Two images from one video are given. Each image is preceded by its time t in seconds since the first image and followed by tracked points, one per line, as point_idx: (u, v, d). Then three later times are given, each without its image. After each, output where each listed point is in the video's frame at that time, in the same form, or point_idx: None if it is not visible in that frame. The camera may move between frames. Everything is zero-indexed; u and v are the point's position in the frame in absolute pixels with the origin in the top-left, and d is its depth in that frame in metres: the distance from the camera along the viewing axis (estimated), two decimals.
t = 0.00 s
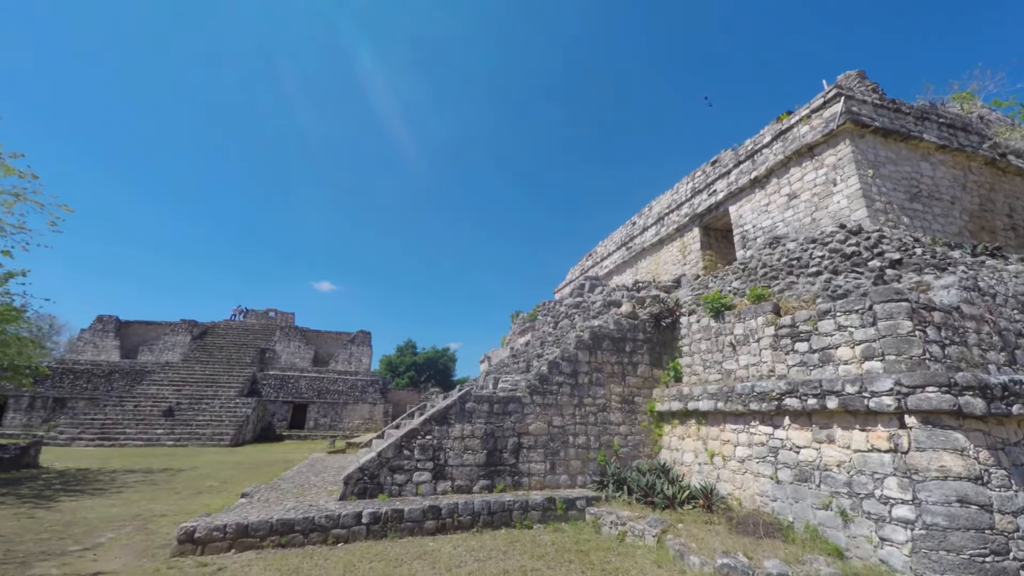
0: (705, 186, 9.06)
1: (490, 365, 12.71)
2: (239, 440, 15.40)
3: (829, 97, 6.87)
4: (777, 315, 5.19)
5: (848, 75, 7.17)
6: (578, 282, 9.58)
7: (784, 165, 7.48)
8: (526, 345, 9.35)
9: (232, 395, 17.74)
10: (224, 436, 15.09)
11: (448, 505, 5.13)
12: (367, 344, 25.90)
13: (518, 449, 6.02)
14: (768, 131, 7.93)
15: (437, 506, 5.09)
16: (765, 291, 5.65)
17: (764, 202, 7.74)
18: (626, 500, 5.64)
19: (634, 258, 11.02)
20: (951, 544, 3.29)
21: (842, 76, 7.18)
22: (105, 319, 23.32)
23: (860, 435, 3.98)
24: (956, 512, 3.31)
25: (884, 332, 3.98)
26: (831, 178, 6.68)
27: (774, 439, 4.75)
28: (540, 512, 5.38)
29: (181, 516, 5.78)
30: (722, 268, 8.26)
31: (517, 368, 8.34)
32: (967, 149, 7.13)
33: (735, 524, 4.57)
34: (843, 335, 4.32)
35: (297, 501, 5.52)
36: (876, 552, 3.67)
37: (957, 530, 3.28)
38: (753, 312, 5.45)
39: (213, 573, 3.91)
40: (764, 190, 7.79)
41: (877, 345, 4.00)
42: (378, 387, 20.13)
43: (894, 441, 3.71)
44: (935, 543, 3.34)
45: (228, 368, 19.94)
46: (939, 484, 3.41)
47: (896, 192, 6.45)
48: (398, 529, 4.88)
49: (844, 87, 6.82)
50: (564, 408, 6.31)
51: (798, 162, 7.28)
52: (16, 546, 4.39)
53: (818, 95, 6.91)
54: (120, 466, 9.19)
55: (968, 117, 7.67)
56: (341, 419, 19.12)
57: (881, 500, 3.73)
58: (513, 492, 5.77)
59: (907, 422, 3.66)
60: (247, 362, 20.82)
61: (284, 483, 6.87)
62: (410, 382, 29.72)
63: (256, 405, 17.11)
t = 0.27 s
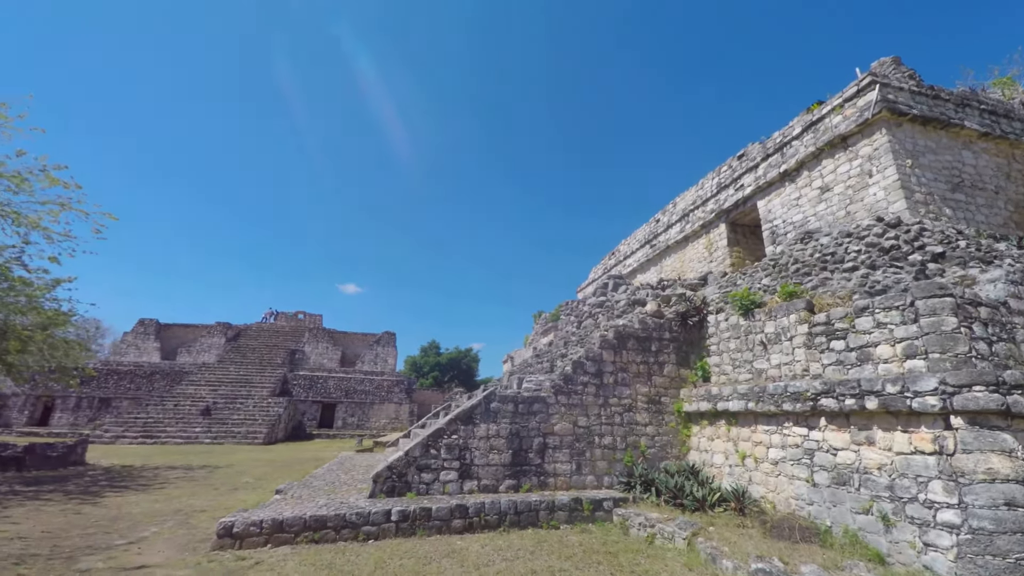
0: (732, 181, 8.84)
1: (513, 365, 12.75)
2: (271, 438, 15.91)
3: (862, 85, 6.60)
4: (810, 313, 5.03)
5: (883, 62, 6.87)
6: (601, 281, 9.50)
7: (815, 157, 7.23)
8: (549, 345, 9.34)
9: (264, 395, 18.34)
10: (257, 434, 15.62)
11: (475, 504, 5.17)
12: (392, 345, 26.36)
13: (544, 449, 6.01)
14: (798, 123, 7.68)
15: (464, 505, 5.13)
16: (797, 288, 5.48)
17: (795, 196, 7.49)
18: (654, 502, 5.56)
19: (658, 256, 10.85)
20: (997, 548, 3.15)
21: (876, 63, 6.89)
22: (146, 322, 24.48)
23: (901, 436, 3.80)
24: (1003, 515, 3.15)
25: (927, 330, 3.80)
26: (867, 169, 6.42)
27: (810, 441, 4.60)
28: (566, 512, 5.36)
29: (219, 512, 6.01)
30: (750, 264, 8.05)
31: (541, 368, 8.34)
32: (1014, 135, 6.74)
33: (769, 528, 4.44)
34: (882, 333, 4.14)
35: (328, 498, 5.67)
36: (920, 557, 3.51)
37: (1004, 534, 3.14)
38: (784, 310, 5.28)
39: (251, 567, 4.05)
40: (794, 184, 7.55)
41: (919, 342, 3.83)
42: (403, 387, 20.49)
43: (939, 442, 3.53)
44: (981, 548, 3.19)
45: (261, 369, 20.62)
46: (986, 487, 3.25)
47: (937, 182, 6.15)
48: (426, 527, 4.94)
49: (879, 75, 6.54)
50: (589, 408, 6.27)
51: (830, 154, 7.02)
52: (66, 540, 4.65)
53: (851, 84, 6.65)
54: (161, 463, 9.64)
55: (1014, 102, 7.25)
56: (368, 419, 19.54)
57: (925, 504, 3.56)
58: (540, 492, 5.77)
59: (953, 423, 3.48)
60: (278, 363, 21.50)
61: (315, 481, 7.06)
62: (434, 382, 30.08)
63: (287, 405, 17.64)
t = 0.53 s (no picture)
0: (761, 175, 8.58)
1: (538, 365, 12.74)
2: (304, 436, 16.40)
3: (900, 70, 6.29)
4: (847, 309, 4.83)
5: (922, 46, 6.52)
6: (626, 279, 9.37)
7: (851, 147, 6.94)
8: (574, 345, 9.29)
9: (297, 394, 18.92)
10: (290, 433, 16.13)
11: (502, 504, 5.20)
12: (418, 346, 26.76)
13: (570, 449, 5.98)
14: (831, 112, 7.39)
15: (492, 504, 5.16)
16: (833, 284, 5.27)
17: (829, 188, 7.21)
18: (684, 504, 5.46)
19: (685, 253, 10.63)
20: None
21: (915, 47, 6.55)
22: (185, 326, 25.63)
23: (949, 438, 3.62)
24: None
25: (975, 326, 3.60)
26: (906, 158, 6.12)
27: (849, 443, 4.41)
28: (594, 513, 5.32)
29: (256, 508, 6.24)
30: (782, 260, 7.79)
31: (566, 368, 8.31)
32: None
33: (806, 533, 4.29)
34: (926, 329, 3.95)
35: (359, 496, 5.80)
36: (967, 563, 3.36)
37: None
38: (820, 306, 5.09)
39: (287, 562, 4.18)
40: (828, 176, 7.27)
41: (967, 339, 3.63)
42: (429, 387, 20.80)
43: (989, 444, 3.35)
44: None
45: (292, 369, 21.28)
46: None
47: (984, 170, 5.81)
48: (455, 525, 5.00)
49: (918, 59, 6.22)
50: (616, 408, 6.20)
51: (867, 143, 6.72)
52: (115, 535, 4.92)
53: (888, 70, 6.34)
54: (202, 460, 10.08)
55: None
56: (396, 418, 19.84)
57: (972, 508, 3.40)
58: (567, 493, 5.75)
59: (1004, 424, 3.29)
60: (308, 364, 22.13)
61: (346, 478, 7.24)
62: (459, 382, 30.35)
63: (318, 404, 18.15)
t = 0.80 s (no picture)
0: (794, 166, 8.27)
1: (563, 365, 12.68)
2: (336, 435, 16.87)
3: (942, 53, 5.95)
4: (890, 305, 4.61)
5: (963, 28, 6.11)
6: (653, 277, 9.20)
7: (891, 135, 6.61)
8: (600, 344, 9.20)
9: (329, 394, 19.45)
10: (323, 431, 16.62)
11: (530, 503, 5.20)
12: (444, 346, 27.10)
13: (598, 449, 5.93)
14: (869, 99, 7.06)
15: (520, 504, 5.18)
16: (874, 279, 5.03)
17: (868, 178, 6.89)
18: (718, 506, 5.33)
19: (714, 249, 10.36)
20: None
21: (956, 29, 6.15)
22: (224, 328, 26.76)
23: (1001, 439, 3.43)
24: None
25: None
26: (951, 145, 5.78)
27: (894, 445, 4.20)
28: (624, 514, 5.26)
29: (293, 503, 6.46)
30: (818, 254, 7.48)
31: (593, 367, 8.24)
32: None
33: (848, 538, 4.12)
34: (977, 326, 3.74)
35: (390, 494, 5.92)
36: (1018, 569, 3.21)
37: None
38: (860, 302, 4.87)
39: (322, 557, 4.31)
40: (867, 165, 6.94)
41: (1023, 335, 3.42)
42: (455, 387, 21.05)
43: None
44: None
45: (324, 370, 21.90)
46: None
47: None
48: (484, 524, 5.03)
49: (962, 40, 5.87)
50: (645, 408, 6.10)
51: (908, 130, 6.38)
52: (162, 528, 5.18)
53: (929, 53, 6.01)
54: (241, 457, 10.51)
55: None
56: (424, 418, 20.19)
57: None
58: (595, 493, 5.70)
59: None
60: (339, 364, 22.73)
61: (378, 476, 7.40)
62: (485, 382, 30.54)
63: (349, 403, 18.63)
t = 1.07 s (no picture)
0: (831, 157, 7.92)
1: (592, 364, 12.56)
2: (368, 434, 17.29)
3: (986, 37, 5.59)
4: (939, 301, 4.35)
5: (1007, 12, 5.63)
6: (684, 274, 8.99)
7: (936, 122, 6.23)
8: (629, 343, 9.06)
9: (361, 394, 19.99)
10: (356, 430, 17.06)
11: (560, 504, 5.18)
12: (472, 346, 27.34)
13: (629, 450, 5.85)
14: (910, 85, 6.68)
15: (550, 504, 5.17)
16: (921, 273, 4.76)
17: (912, 167, 6.52)
18: (755, 511, 5.18)
19: (747, 245, 10.03)
20: None
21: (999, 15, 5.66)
22: (261, 330, 27.87)
23: None
24: None
25: None
26: (1002, 130, 5.40)
27: (945, 448, 3.96)
28: (657, 517, 5.16)
29: (329, 500, 6.66)
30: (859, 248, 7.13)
31: (622, 368, 8.13)
32: None
33: (896, 545, 3.91)
34: None
35: (421, 492, 6.03)
36: None
37: None
38: (906, 298, 4.61)
39: (358, 553, 4.42)
40: (910, 154, 6.57)
41: None
42: (483, 387, 21.22)
43: None
44: None
45: (356, 370, 22.47)
46: None
47: None
48: (514, 524, 5.05)
49: (1009, 21, 5.48)
50: (676, 409, 5.97)
51: (954, 116, 6.01)
52: (208, 522, 5.45)
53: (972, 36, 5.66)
54: (279, 455, 10.92)
55: None
56: (453, 417, 20.46)
57: None
58: (626, 495, 5.62)
59: None
60: (370, 365, 23.28)
61: (409, 475, 7.55)
62: (512, 382, 30.61)
63: (380, 403, 19.06)
